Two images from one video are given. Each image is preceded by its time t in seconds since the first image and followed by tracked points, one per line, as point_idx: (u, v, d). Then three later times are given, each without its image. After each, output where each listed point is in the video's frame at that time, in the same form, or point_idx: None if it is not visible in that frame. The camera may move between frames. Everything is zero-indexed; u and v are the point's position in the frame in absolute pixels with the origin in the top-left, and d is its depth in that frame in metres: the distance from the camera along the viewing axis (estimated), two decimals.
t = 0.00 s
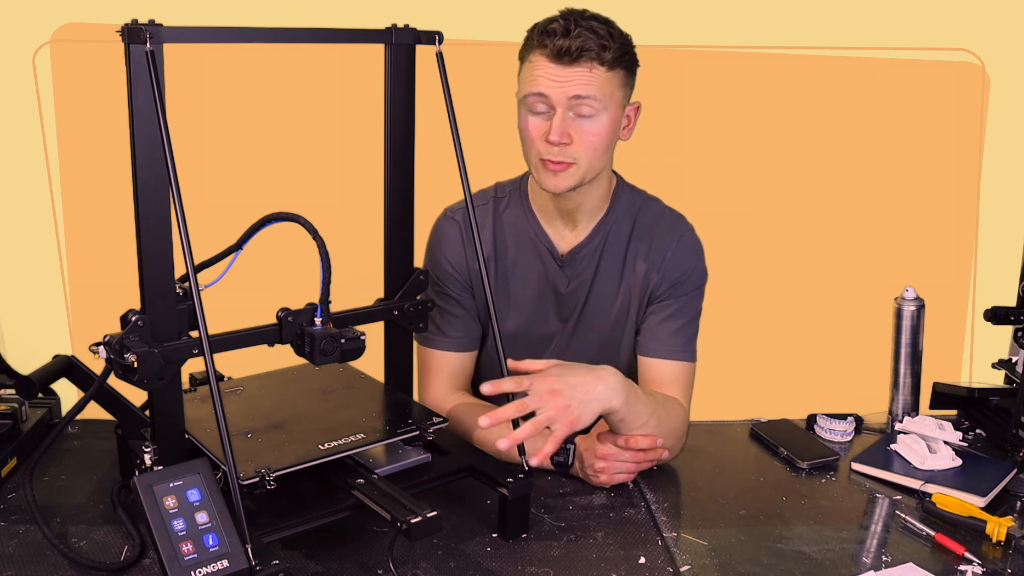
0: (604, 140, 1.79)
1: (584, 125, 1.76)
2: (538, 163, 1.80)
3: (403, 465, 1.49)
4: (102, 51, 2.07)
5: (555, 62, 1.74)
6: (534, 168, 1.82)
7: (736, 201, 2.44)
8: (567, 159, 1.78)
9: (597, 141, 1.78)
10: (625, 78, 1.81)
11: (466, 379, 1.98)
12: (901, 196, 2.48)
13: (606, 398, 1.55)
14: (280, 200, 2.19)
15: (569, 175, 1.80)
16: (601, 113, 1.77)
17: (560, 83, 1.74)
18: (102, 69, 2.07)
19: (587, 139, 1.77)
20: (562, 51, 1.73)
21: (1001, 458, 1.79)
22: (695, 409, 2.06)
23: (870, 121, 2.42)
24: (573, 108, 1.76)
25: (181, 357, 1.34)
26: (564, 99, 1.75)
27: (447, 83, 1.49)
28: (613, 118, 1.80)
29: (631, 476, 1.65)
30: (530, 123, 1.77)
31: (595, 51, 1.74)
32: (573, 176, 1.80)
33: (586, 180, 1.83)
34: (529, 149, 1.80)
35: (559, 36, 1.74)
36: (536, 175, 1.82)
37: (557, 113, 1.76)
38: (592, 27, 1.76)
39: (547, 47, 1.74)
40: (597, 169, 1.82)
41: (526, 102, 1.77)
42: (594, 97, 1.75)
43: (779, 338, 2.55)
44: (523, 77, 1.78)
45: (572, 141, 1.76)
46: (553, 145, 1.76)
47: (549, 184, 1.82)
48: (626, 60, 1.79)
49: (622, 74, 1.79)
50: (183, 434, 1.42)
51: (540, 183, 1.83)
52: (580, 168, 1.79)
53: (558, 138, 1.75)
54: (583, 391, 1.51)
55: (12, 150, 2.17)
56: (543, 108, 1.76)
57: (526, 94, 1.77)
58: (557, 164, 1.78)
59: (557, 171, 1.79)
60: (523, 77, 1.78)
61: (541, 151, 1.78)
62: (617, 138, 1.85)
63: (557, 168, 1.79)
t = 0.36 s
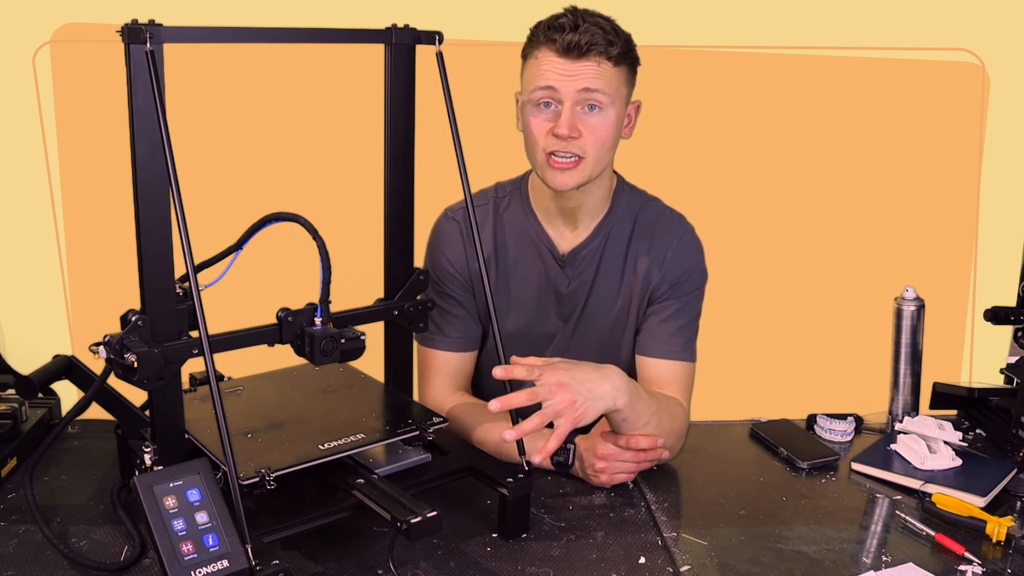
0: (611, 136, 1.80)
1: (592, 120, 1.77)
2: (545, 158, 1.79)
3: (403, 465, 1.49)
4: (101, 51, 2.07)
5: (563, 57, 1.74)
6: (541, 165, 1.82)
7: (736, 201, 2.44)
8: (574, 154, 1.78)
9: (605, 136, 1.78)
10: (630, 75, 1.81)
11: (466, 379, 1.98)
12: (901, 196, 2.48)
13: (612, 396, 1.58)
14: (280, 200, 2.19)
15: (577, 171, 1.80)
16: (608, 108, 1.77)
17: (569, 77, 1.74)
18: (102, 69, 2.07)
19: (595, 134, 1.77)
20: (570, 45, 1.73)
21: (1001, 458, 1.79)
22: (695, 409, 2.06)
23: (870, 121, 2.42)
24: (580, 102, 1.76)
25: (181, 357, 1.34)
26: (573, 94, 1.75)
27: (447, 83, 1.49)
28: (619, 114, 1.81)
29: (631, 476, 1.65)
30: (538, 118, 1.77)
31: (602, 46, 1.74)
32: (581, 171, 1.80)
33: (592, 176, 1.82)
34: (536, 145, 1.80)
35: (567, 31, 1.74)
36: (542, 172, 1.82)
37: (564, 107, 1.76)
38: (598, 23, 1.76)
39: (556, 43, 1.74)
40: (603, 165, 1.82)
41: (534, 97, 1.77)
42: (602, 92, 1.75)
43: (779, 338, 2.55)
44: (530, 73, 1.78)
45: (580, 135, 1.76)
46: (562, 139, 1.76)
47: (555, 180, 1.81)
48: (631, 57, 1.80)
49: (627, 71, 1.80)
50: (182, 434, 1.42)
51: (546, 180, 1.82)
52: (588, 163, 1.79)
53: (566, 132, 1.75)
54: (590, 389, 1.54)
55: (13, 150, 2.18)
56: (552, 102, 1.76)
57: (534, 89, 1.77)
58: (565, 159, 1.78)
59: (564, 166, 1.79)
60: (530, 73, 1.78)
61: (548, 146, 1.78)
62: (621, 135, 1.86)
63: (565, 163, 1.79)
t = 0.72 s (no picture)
0: (635, 142, 1.84)
1: (621, 124, 1.80)
2: (567, 150, 1.83)
3: (403, 465, 1.49)
4: (101, 52, 2.07)
5: (607, 54, 1.77)
6: (560, 156, 1.85)
7: (736, 201, 2.44)
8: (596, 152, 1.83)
9: (630, 141, 1.82)
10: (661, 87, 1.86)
11: (466, 379, 1.98)
12: (901, 196, 2.49)
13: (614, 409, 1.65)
14: (280, 200, 2.19)
15: (595, 169, 1.84)
16: (639, 115, 1.81)
17: (608, 75, 1.77)
18: (102, 69, 2.07)
19: (620, 138, 1.81)
20: (617, 46, 1.76)
21: (1001, 458, 1.79)
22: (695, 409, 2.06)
23: (870, 121, 2.42)
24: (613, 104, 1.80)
25: (181, 357, 1.34)
26: (609, 93, 1.78)
27: (447, 83, 1.50)
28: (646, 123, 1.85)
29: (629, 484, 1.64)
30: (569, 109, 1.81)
31: (645, 54, 1.77)
32: (599, 170, 1.84)
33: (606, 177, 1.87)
34: (561, 134, 1.83)
35: (616, 30, 1.77)
36: (560, 163, 1.85)
37: (597, 104, 1.80)
38: (644, 30, 1.80)
39: (604, 39, 1.77)
40: (620, 168, 1.86)
41: (569, 87, 1.80)
42: (636, 98, 1.79)
43: (779, 338, 2.55)
44: (569, 61, 1.81)
45: (606, 135, 1.80)
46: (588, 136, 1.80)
47: (571, 173, 1.85)
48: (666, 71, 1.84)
49: (660, 82, 1.84)
50: (183, 434, 1.42)
51: (562, 171, 1.86)
52: (607, 164, 1.84)
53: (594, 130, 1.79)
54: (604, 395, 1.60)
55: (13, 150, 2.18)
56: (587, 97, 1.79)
57: (570, 80, 1.80)
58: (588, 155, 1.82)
59: (584, 161, 1.83)
60: (569, 61, 1.80)
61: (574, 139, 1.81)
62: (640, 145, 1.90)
63: (585, 158, 1.83)
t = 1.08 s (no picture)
0: (628, 142, 1.85)
1: (612, 124, 1.82)
2: (561, 151, 1.84)
3: (403, 464, 1.49)
4: (101, 52, 2.07)
5: (597, 55, 1.78)
6: (553, 159, 1.87)
7: (736, 201, 2.44)
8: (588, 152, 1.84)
9: (622, 142, 1.83)
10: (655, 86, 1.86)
11: (466, 379, 1.98)
12: (901, 196, 2.48)
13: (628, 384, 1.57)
14: (280, 200, 2.19)
15: (588, 170, 1.86)
16: (631, 115, 1.82)
17: (599, 76, 1.78)
18: (102, 69, 2.07)
19: (613, 138, 1.82)
20: (607, 45, 1.77)
21: (1001, 458, 1.79)
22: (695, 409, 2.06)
23: (870, 121, 2.42)
24: (605, 104, 1.81)
25: (181, 357, 1.34)
26: (600, 94, 1.79)
27: (447, 83, 1.49)
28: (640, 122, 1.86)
29: (636, 472, 1.66)
30: (560, 111, 1.82)
31: (637, 53, 1.78)
32: (591, 170, 1.85)
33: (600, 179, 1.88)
34: (553, 134, 1.84)
35: (607, 30, 1.78)
36: (553, 165, 1.87)
37: (588, 104, 1.81)
38: (637, 29, 1.80)
39: (593, 40, 1.77)
40: (614, 169, 1.87)
41: (560, 89, 1.81)
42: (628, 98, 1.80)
43: (779, 338, 2.55)
44: (561, 62, 1.82)
45: (598, 135, 1.82)
46: (580, 137, 1.81)
47: (564, 175, 1.87)
48: (660, 70, 1.84)
49: (653, 81, 1.84)
50: (183, 434, 1.42)
51: (555, 174, 1.88)
52: (600, 165, 1.85)
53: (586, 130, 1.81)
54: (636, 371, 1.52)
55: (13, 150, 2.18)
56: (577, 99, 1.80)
57: (561, 82, 1.81)
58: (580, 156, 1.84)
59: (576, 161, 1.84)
60: (562, 62, 1.81)
61: (565, 141, 1.83)
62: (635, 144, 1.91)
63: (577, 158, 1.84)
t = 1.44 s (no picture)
0: (612, 135, 1.83)
1: (594, 118, 1.80)
2: (546, 149, 1.83)
3: (403, 464, 1.49)
4: (101, 52, 2.07)
5: (573, 51, 1.77)
6: (539, 158, 1.86)
7: (736, 201, 2.44)
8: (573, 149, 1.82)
9: (606, 136, 1.82)
10: (636, 78, 1.85)
11: (465, 379, 1.98)
12: (900, 196, 2.48)
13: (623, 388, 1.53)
14: (280, 200, 2.19)
15: (574, 166, 1.83)
16: (612, 107, 1.81)
17: (576, 72, 1.78)
18: (103, 69, 2.07)
19: (596, 133, 1.81)
20: (581, 40, 1.76)
21: (1001, 458, 1.79)
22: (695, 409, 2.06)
23: (869, 121, 2.42)
24: (585, 99, 1.80)
25: (181, 357, 1.34)
26: (579, 89, 1.79)
27: (447, 83, 1.49)
28: (623, 115, 1.84)
29: (632, 472, 1.65)
30: (540, 109, 1.81)
31: (612, 45, 1.77)
32: (578, 167, 1.83)
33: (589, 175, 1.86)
34: (537, 134, 1.83)
35: (580, 25, 1.77)
36: (539, 165, 1.86)
37: (568, 101, 1.80)
38: (610, 22, 1.80)
39: (567, 36, 1.77)
40: (601, 164, 1.85)
41: (538, 88, 1.80)
42: (608, 90, 1.79)
43: (779, 338, 2.55)
44: (538, 62, 1.81)
45: (581, 130, 1.80)
46: (564, 133, 1.80)
47: (551, 174, 1.85)
48: (638, 61, 1.83)
49: (633, 73, 1.83)
50: (183, 434, 1.42)
51: (542, 173, 1.86)
52: (586, 161, 1.83)
53: (568, 126, 1.80)
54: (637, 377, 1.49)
55: (13, 150, 2.18)
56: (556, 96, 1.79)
57: (540, 81, 1.80)
58: (564, 153, 1.83)
59: (562, 159, 1.83)
60: (539, 62, 1.81)
61: (548, 138, 1.82)
62: (621, 139, 1.89)
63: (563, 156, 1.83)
